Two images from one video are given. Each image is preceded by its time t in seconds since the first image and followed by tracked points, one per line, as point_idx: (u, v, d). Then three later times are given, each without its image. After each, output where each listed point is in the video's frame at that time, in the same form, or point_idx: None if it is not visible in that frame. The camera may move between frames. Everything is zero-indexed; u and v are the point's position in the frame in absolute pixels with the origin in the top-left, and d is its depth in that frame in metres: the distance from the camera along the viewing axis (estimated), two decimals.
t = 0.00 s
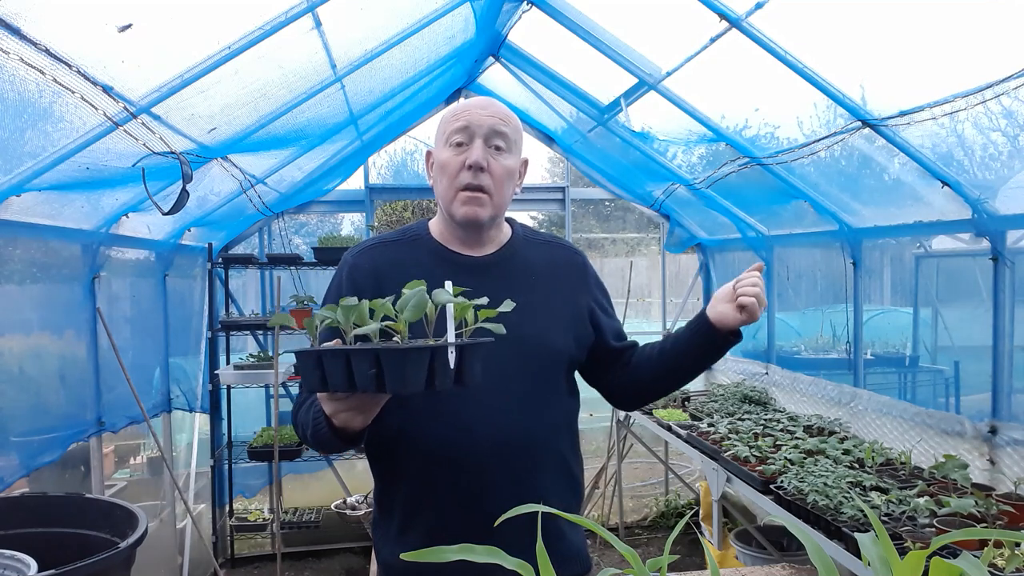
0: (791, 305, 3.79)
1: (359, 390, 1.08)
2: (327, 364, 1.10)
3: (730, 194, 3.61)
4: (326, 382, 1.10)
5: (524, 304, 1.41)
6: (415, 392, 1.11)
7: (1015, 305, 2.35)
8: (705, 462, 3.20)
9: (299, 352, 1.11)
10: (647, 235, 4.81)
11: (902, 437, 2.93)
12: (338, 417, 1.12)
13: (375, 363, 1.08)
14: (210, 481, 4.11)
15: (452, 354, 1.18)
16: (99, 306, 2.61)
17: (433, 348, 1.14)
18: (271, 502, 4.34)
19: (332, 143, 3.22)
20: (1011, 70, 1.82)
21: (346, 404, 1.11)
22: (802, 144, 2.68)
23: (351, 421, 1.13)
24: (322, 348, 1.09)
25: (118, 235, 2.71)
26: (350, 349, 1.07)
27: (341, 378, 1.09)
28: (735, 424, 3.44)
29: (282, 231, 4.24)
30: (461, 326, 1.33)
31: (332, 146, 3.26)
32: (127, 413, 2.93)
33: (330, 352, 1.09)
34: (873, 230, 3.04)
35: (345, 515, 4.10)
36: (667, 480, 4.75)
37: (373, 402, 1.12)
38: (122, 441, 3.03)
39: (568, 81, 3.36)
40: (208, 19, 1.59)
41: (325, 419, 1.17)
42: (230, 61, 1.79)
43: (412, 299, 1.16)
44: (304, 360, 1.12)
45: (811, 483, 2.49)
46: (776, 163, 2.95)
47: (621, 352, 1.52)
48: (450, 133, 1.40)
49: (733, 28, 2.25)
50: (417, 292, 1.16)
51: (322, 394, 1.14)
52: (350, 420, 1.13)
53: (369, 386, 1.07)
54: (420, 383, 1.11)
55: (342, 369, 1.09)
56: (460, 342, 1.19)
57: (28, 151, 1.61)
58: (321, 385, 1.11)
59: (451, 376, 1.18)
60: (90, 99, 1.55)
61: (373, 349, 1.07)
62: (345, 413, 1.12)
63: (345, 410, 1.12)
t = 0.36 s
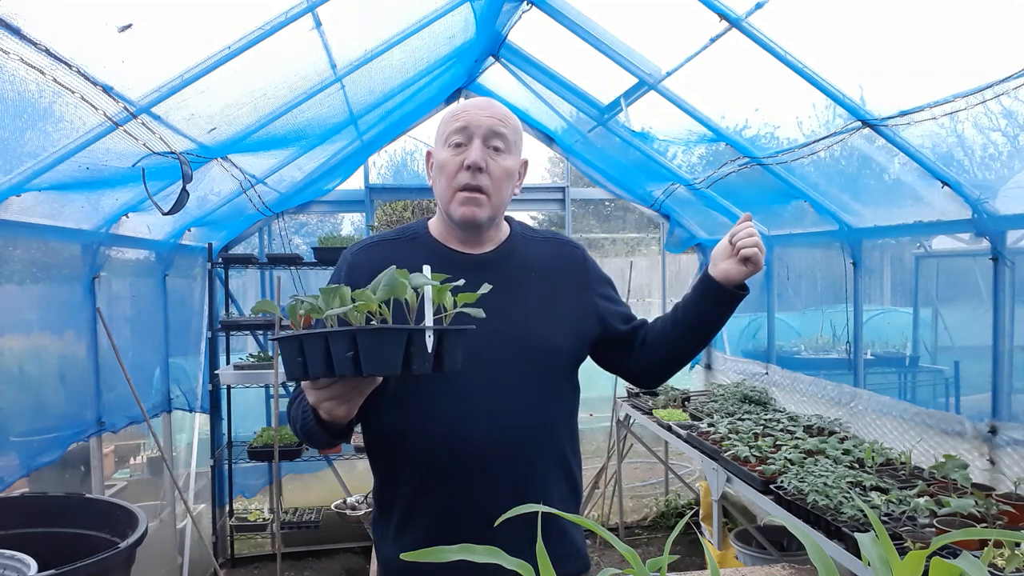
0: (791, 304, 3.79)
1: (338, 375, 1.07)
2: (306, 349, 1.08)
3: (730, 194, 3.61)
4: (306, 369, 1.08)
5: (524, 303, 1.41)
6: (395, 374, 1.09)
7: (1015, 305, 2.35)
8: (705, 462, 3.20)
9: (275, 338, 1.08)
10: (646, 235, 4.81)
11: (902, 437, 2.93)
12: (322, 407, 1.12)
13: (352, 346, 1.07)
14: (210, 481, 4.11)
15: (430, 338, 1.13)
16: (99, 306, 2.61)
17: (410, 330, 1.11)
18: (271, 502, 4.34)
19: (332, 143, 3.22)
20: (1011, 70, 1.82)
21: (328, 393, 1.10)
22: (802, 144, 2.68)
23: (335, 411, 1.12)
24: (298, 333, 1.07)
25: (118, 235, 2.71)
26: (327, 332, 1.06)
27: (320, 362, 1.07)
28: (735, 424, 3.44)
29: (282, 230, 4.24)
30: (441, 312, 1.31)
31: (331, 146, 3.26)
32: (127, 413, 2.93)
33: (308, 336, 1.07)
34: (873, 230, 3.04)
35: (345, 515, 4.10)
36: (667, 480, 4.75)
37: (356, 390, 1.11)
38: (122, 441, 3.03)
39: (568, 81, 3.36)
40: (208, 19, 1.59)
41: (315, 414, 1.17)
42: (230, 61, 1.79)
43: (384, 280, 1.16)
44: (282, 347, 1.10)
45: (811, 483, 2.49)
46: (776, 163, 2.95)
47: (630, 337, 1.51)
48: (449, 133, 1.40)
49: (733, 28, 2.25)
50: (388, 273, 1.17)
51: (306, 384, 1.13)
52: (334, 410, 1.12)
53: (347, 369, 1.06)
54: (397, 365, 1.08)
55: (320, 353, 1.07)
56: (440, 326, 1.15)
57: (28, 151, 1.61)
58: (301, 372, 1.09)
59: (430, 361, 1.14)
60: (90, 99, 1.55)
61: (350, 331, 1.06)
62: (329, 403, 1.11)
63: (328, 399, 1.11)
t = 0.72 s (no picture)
0: (791, 305, 3.79)
1: (374, 391, 1.06)
2: (340, 367, 1.06)
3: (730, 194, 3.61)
4: (338, 387, 1.06)
5: (525, 304, 1.40)
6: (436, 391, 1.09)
7: (1015, 305, 2.35)
8: (705, 462, 3.20)
9: (307, 356, 1.06)
10: (646, 235, 4.81)
11: (902, 437, 2.93)
12: (350, 418, 1.11)
13: (392, 364, 1.06)
14: (210, 481, 4.11)
15: (468, 351, 1.12)
16: (99, 306, 2.61)
17: (449, 345, 1.09)
18: (271, 502, 4.34)
19: (332, 143, 3.22)
20: (1011, 70, 1.82)
21: (358, 406, 1.09)
22: (802, 144, 2.68)
23: (365, 422, 1.11)
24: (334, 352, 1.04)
25: (118, 235, 2.71)
26: (365, 351, 1.04)
27: (356, 380, 1.06)
28: (735, 424, 3.44)
29: (282, 230, 4.24)
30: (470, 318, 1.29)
31: (331, 146, 3.26)
32: (127, 413, 2.93)
33: (342, 355, 1.05)
34: (873, 230, 3.04)
35: (345, 515, 4.10)
36: (667, 480, 4.75)
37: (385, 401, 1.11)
38: (122, 441, 3.03)
39: (568, 81, 3.36)
40: (208, 19, 1.59)
41: (337, 421, 1.16)
42: (230, 61, 1.79)
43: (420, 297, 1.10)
44: (314, 366, 1.07)
45: (811, 483, 2.49)
46: (776, 163, 2.95)
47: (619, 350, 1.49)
48: (451, 134, 1.40)
49: (733, 28, 2.25)
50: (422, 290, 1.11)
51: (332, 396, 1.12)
52: (364, 421, 1.11)
53: (388, 388, 1.05)
54: (435, 381, 1.07)
55: (357, 372, 1.06)
56: (477, 337, 1.12)
57: (28, 151, 1.61)
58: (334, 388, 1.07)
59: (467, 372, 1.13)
60: (90, 99, 1.55)
61: (391, 350, 1.05)
62: (359, 415, 1.10)
63: (358, 412, 1.10)
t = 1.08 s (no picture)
0: (791, 305, 3.79)
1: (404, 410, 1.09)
2: (369, 384, 1.08)
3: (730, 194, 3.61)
4: (366, 402, 1.09)
5: (524, 303, 1.41)
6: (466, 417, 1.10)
7: (1015, 305, 2.35)
8: (705, 462, 3.20)
9: (335, 371, 1.07)
10: (647, 235, 4.80)
11: (902, 437, 2.93)
12: (372, 431, 1.13)
13: (426, 388, 1.08)
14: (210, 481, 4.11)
15: (499, 375, 1.11)
16: (99, 306, 2.60)
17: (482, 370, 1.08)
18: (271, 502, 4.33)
19: (332, 143, 3.22)
20: (1011, 70, 1.82)
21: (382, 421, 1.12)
22: (802, 144, 2.68)
23: (384, 435, 1.14)
24: (364, 370, 1.06)
25: (118, 235, 2.71)
26: (399, 373, 1.06)
27: (385, 398, 1.08)
28: (735, 424, 3.44)
29: (282, 230, 4.23)
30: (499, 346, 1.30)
31: (331, 146, 3.26)
32: (127, 413, 2.93)
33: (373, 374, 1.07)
34: (873, 230, 3.04)
35: (345, 515, 4.10)
36: (667, 480, 4.75)
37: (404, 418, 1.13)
38: (122, 441, 3.03)
39: (568, 81, 3.36)
40: (208, 19, 1.59)
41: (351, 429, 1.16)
42: (230, 61, 1.79)
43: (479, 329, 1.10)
44: (342, 380, 1.09)
45: (811, 483, 2.49)
46: (776, 163, 2.95)
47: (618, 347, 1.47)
48: (456, 141, 1.39)
49: (733, 28, 2.25)
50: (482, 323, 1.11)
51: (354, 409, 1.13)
52: (384, 434, 1.14)
53: (419, 409, 1.08)
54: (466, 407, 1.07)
55: (387, 391, 1.07)
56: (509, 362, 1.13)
57: (28, 151, 1.61)
58: (360, 403, 1.09)
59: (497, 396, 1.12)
60: (90, 99, 1.55)
61: (426, 375, 1.06)
62: (381, 429, 1.12)
63: (380, 426, 1.12)
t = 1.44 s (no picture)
0: (791, 305, 3.79)
1: (410, 419, 1.08)
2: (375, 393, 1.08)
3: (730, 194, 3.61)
4: (372, 411, 1.09)
5: (524, 303, 1.41)
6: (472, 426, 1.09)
7: (1015, 305, 2.35)
8: (705, 462, 3.20)
9: (342, 381, 1.08)
10: (647, 235, 4.81)
11: (902, 437, 2.93)
12: (377, 437, 1.13)
13: (432, 396, 1.07)
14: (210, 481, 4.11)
15: (505, 383, 1.11)
16: (99, 306, 2.60)
17: (489, 380, 1.08)
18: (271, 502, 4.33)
19: (332, 143, 3.22)
20: (1011, 70, 1.82)
21: (387, 428, 1.12)
22: (802, 144, 2.68)
23: (389, 441, 1.15)
24: (371, 379, 1.07)
25: (118, 235, 2.71)
26: (404, 383, 1.06)
27: (391, 408, 1.07)
28: (735, 424, 3.44)
29: (282, 231, 4.23)
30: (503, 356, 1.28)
31: (331, 146, 3.26)
32: (127, 413, 2.93)
33: (379, 384, 1.06)
34: (873, 230, 3.04)
35: (345, 515, 4.10)
36: (667, 480, 4.75)
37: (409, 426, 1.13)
38: (122, 441, 3.03)
39: (568, 81, 3.36)
40: (208, 19, 1.59)
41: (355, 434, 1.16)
42: (230, 61, 1.79)
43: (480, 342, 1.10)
44: (348, 389, 1.09)
45: (811, 483, 2.49)
46: (776, 163, 2.95)
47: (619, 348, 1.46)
48: (453, 134, 1.40)
49: (733, 28, 2.25)
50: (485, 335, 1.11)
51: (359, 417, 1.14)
52: (388, 440, 1.14)
53: (425, 418, 1.07)
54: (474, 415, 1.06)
55: (393, 401, 1.07)
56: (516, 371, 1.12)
57: (28, 151, 1.61)
58: (365, 412, 1.09)
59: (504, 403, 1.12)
60: (90, 99, 1.55)
61: (432, 384, 1.06)
62: (386, 435, 1.13)
63: (385, 433, 1.13)
